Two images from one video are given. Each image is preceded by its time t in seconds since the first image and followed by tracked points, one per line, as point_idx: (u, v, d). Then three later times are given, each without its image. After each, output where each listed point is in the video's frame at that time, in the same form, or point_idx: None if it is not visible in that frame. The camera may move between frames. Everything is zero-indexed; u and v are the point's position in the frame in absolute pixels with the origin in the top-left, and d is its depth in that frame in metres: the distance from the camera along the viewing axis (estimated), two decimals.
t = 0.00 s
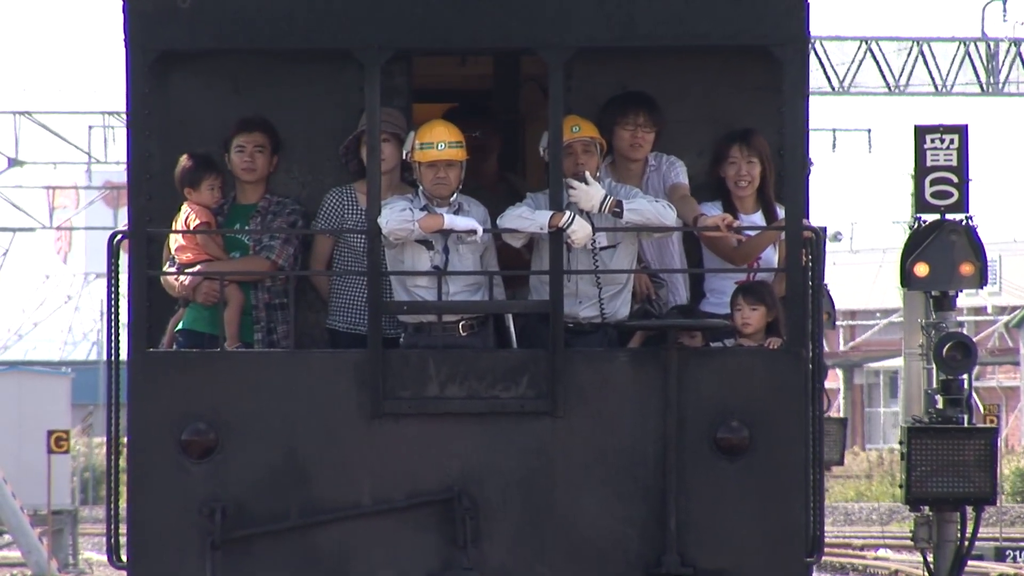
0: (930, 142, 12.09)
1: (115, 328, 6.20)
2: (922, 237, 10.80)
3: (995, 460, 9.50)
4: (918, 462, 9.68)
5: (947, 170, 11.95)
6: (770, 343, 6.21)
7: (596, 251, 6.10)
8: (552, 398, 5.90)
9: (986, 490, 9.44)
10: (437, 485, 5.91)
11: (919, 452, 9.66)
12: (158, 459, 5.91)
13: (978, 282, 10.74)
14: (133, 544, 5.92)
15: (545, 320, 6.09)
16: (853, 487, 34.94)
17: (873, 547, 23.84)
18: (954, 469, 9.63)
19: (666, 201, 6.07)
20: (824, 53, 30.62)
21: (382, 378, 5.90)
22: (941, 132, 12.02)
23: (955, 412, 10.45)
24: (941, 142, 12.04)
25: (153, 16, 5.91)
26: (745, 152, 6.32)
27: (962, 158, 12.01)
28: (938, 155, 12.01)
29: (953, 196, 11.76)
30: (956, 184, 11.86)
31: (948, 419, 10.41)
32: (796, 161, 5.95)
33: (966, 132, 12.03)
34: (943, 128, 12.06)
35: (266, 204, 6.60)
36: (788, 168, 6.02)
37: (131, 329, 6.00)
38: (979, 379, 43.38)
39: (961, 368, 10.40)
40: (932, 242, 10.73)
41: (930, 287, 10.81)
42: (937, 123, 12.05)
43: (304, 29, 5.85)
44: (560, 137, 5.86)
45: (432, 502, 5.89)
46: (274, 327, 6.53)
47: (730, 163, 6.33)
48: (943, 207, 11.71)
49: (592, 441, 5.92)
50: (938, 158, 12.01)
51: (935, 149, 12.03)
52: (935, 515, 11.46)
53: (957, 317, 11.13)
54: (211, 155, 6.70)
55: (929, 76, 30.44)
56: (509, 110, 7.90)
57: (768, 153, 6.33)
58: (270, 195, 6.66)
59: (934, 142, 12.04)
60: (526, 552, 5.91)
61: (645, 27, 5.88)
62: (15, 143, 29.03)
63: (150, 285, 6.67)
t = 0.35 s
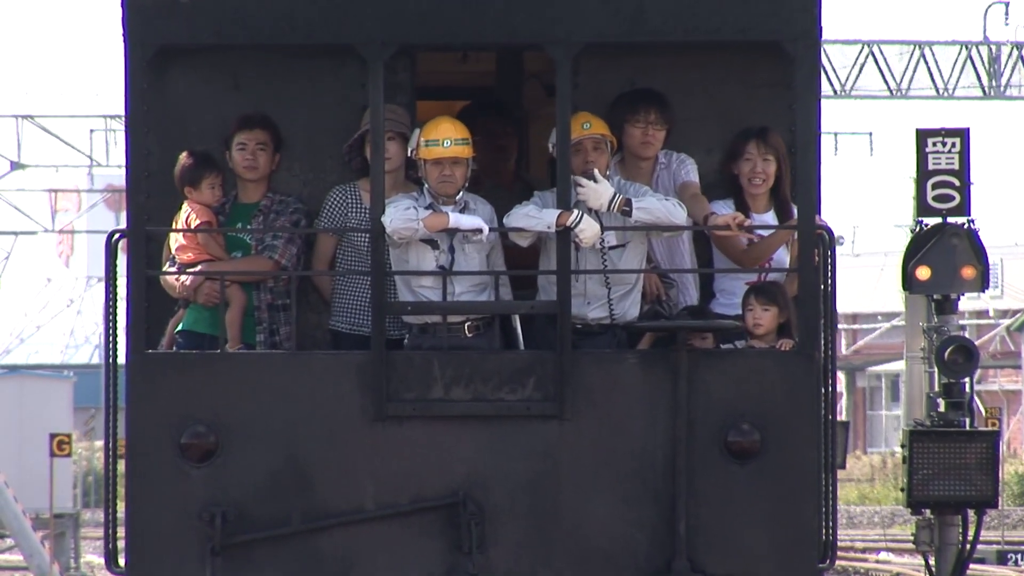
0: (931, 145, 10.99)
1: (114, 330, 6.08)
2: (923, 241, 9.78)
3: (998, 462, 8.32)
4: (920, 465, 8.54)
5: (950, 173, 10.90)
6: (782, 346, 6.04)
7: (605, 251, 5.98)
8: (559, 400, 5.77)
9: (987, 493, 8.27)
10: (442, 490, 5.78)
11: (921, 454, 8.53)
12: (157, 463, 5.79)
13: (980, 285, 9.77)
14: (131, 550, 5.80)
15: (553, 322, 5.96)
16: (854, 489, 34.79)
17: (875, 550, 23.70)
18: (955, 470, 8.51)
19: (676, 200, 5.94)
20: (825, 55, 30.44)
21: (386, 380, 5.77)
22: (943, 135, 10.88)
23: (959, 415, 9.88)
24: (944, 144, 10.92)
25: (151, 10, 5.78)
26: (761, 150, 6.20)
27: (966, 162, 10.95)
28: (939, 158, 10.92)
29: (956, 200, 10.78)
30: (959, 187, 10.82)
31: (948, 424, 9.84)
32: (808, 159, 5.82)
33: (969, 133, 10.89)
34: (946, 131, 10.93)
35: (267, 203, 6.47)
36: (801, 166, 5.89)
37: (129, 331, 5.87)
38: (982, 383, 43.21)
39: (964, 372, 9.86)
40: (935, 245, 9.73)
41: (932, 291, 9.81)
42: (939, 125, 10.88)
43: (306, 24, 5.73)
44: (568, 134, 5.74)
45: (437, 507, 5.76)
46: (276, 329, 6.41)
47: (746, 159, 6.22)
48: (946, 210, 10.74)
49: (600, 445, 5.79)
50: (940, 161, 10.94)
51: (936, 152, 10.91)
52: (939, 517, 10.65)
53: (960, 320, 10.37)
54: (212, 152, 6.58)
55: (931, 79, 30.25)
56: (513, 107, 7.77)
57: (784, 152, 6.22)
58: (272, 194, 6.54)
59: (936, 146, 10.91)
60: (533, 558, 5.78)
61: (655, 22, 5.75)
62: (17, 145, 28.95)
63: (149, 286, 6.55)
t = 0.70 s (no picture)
0: (932, 149, 11.44)
1: (110, 331, 5.96)
2: (926, 245, 9.84)
3: (1000, 468, 8.17)
4: (922, 468, 8.35)
5: (952, 177, 11.32)
6: (793, 346, 5.93)
7: (612, 250, 5.86)
8: (565, 403, 5.65)
9: (990, 496, 7.99)
10: (446, 494, 5.66)
11: (922, 458, 8.33)
12: (155, 466, 5.67)
13: (981, 289, 9.71)
14: (129, 555, 5.68)
15: (559, 323, 5.84)
16: (857, 493, 34.68)
17: (877, 553, 23.61)
18: (956, 475, 8.36)
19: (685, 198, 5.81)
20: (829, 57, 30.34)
21: (388, 383, 5.65)
22: (944, 139, 11.36)
23: (959, 419, 9.84)
24: (945, 148, 11.39)
25: (149, 4, 5.66)
26: (772, 148, 6.09)
27: (967, 166, 11.42)
28: (941, 162, 11.38)
29: (957, 204, 11.11)
30: (959, 191, 11.24)
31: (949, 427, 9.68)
32: (820, 157, 5.70)
33: (969, 138, 11.37)
34: (947, 136, 11.44)
35: (267, 202, 6.36)
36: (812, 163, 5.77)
37: (126, 332, 5.75)
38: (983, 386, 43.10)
39: (964, 375, 9.59)
40: (937, 248, 9.76)
41: (933, 295, 9.78)
42: (939, 129, 11.42)
43: (307, 19, 5.62)
44: (574, 131, 5.62)
45: (441, 512, 5.64)
46: (277, 330, 6.29)
47: (757, 158, 6.11)
48: (947, 214, 11.03)
49: (607, 449, 5.67)
50: (942, 165, 11.38)
51: (938, 156, 11.39)
52: (941, 522, 10.46)
53: (963, 327, 10.37)
54: (211, 150, 6.46)
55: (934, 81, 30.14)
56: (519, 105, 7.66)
57: (796, 151, 6.11)
58: (272, 192, 6.42)
59: (937, 150, 11.38)
60: (539, 564, 5.66)
61: (663, 17, 5.63)
62: (18, 148, 28.89)
63: (147, 286, 6.43)
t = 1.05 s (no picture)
0: (934, 153, 11.48)
1: (107, 334, 5.84)
2: (927, 249, 9.80)
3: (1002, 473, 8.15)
4: (922, 472, 8.31)
5: (952, 182, 11.30)
6: (804, 348, 5.81)
7: (620, 250, 5.74)
8: (572, 407, 5.53)
9: (991, 501, 8.08)
10: (449, 500, 5.53)
11: (923, 463, 8.29)
12: (153, 471, 5.54)
13: (982, 294, 9.75)
14: (125, 563, 5.56)
15: (565, 325, 5.72)
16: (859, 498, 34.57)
17: (880, 558, 23.50)
18: (958, 479, 8.31)
19: (693, 197, 5.69)
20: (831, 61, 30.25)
21: (390, 386, 5.53)
22: (946, 144, 11.38)
23: (960, 423, 9.75)
24: (947, 153, 11.43)
25: None
26: (781, 146, 5.97)
27: (968, 170, 11.40)
28: (942, 166, 11.43)
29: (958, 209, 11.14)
30: (960, 196, 11.20)
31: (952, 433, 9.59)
32: (831, 154, 5.58)
33: (972, 142, 11.38)
34: (947, 140, 11.38)
35: (267, 201, 6.24)
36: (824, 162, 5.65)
37: (123, 334, 5.63)
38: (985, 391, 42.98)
39: (967, 380, 9.48)
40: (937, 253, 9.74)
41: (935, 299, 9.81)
42: (941, 134, 11.38)
43: (308, 14, 5.50)
44: (581, 129, 5.50)
45: (444, 519, 5.52)
46: (276, 332, 6.17)
47: (765, 157, 5.99)
48: (948, 219, 11.11)
49: (615, 453, 5.55)
50: (943, 169, 11.43)
51: (940, 160, 11.45)
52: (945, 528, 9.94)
53: (962, 329, 10.27)
54: (210, 149, 6.34)
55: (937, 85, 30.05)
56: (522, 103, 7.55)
57: (805, 149, 5.99)
58: (272, 192, 6.30)
59: (939, 153, 11.46)
60: (545, 572, 5.54)
61: (672, 12, 5.51)
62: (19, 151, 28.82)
63: (145, 287, 6.31)
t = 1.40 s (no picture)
0: (935, 158, 11.45)
1: (103, 337, 5.71)
2: (928, 253, 9.42)
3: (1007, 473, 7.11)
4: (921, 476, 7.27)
5: (954, 186, 11.13)
6: (818, 351, 5.65)
7: (627, 251, 5.62)
8: (579, 411, 5.40)
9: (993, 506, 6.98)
10: (454, 507, 5.41)
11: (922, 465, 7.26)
12: (150, 477, 5.42)
13: (983, 299, 9.28)
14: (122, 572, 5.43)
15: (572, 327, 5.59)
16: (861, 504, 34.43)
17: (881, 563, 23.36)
18: (957, 484, 7.26)
19: (703, 197, 5.56)
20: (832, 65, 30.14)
21: (393, 390, 5.40)
22: (947, 149, 11.34)
23: (961, 430, 9.32)
24: (948, 158, 11.37)
25: None
26: (790, 144, 5.84)
27: (969, 176, 11.28)
28: (944, 171, 11.29)
29: (960, 214, 10.84)
30: (962, 201, 10.97)
31: (954, 436, 9.23)
32: (844, 152, 5.46)
33: (972, 147, 11.34)
34: (948, 145, 11.37)
35: (266, 200, 6.11)
36: (836, 160, 5.53)
37: (120, 337, 5.51)
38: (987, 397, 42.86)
39: (965, 385, 9.17)
40: (940, 257, 9.32)
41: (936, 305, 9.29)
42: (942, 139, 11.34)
43: (310, 10, 5.38)
44: (588, 127, 5.38)
45: (449, 526, 5.39)
46: (276, 335, 6.04)
47: (774, 155, 5.86)
48: (949, 224, 10.75)
49: (623, 459, 5.42)
50: (944, 174, 11.29)
51: (941, 165, 11.35)
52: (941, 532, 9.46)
53: (963, 336, 9.89)
54: (207, 147, 6.23)
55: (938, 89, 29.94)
56: (523, 102, 7.45)
57: (815, 148, 5.85)
58: (270, 191, 6.17)
59: (939, 159, 11.37)
60: None
61: (681, 7, 5.39)
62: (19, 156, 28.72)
63: (142, 289, 6.20)
